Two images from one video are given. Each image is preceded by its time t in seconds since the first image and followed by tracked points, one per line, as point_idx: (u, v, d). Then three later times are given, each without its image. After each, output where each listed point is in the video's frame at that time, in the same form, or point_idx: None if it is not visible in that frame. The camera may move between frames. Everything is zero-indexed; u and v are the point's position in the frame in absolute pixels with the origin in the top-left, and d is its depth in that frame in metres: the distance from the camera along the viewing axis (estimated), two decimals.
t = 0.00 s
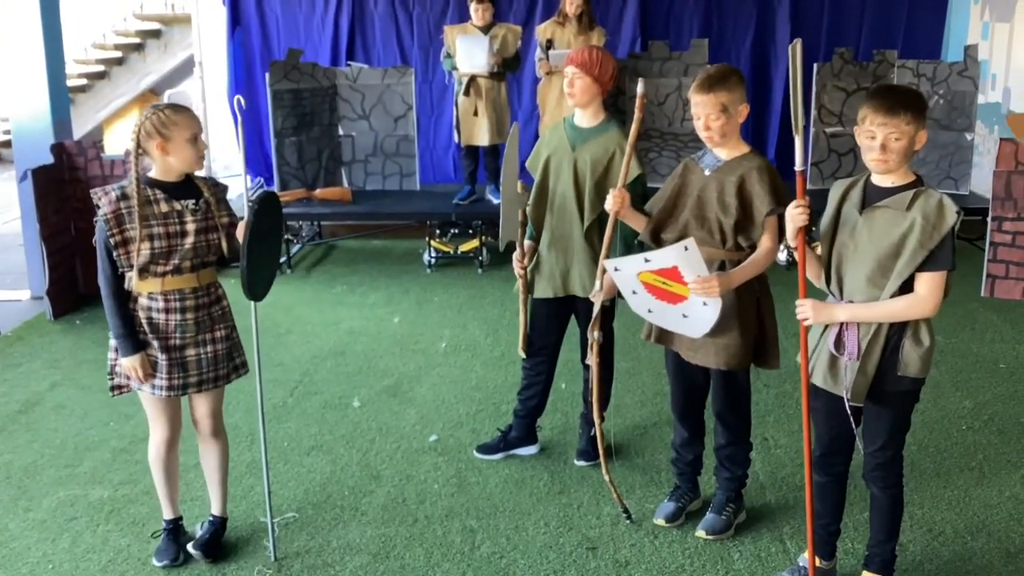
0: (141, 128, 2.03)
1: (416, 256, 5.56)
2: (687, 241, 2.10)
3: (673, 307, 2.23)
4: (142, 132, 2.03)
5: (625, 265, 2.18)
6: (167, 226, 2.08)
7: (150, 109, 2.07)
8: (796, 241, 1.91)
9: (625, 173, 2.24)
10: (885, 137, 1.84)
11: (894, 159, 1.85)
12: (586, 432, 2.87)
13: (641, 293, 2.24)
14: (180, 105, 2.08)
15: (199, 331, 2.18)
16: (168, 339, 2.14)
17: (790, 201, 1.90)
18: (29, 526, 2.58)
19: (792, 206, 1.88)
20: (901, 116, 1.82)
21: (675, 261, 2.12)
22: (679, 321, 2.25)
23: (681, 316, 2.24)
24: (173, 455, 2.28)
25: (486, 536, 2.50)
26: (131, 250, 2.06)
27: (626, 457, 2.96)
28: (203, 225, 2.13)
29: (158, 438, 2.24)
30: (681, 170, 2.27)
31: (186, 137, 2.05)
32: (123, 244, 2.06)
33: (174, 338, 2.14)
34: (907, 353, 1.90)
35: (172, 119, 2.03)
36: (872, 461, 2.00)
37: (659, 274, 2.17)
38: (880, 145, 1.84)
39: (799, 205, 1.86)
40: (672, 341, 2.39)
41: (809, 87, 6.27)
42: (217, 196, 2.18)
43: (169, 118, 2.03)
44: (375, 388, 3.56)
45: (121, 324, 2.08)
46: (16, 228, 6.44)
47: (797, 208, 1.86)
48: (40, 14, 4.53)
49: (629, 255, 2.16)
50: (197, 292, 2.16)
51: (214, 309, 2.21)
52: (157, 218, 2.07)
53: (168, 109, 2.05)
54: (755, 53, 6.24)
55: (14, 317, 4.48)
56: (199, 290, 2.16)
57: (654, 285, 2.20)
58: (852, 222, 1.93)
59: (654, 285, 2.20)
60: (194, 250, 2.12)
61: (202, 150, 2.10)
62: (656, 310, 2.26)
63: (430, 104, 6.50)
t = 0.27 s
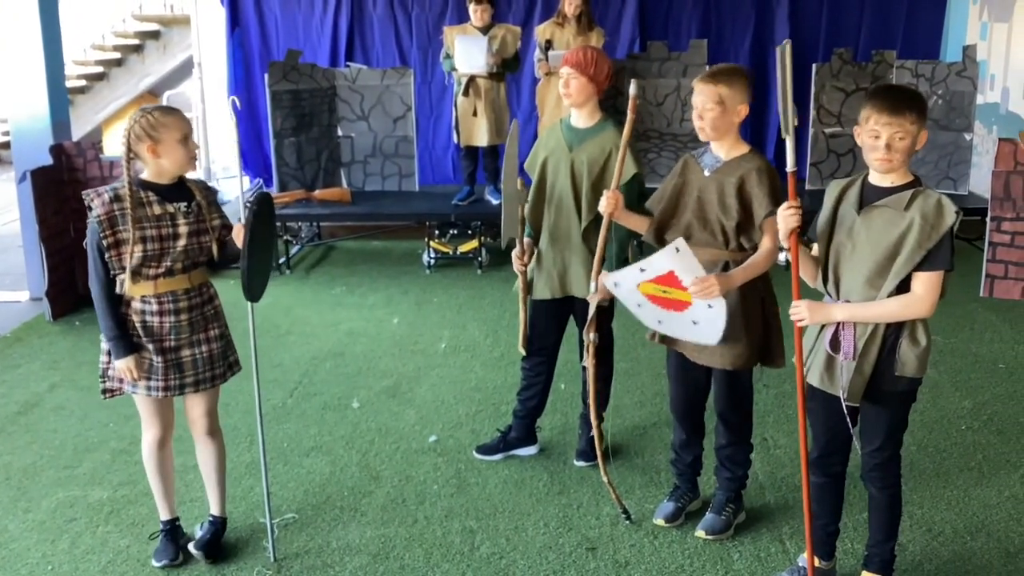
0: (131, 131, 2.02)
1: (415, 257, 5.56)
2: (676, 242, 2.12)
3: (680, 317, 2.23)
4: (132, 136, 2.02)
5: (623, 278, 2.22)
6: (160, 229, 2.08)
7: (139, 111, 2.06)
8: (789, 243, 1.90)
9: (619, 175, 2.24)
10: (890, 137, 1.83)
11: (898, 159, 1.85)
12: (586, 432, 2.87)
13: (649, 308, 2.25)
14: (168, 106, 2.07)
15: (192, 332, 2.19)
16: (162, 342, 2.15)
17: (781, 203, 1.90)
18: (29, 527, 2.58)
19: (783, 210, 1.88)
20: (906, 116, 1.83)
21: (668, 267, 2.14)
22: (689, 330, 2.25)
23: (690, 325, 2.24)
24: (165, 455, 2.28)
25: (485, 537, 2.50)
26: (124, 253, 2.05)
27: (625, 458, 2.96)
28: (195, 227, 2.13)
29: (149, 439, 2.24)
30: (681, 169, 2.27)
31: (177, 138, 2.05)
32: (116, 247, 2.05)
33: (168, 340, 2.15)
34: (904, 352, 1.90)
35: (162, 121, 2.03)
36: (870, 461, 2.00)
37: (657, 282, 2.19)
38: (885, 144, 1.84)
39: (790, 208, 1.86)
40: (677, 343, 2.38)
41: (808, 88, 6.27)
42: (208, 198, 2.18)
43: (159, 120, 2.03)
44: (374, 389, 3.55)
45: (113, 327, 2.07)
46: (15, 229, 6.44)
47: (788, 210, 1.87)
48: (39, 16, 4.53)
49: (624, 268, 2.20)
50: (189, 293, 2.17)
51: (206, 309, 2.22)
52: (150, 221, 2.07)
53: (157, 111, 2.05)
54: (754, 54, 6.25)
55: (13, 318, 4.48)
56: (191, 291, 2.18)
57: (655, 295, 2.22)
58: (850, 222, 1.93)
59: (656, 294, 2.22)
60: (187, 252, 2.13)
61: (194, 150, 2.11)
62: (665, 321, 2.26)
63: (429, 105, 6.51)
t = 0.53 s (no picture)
0: (122, 132, 2.03)
1: (415, 258, 5.56)
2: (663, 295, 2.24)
3: (719, 369, 2.19)
4: (123, 135, 2.03)
5: (644, 363, 2.27)
6: (156, 229, 2.08)
7: (129, 112, 2.07)
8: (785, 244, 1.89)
9: (614, 176, 2.23)
10: (885, 139, 1.84)
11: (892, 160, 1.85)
12: (586, 433, 2.87)
13: (685, 378, 2.23)
14: (159, 107, 2.09)
15: (192, 331, 2.19)
16: (163, 342, 2.15)
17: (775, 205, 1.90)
18: (29, 528, 2.58)
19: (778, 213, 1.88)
20: (902, 118, 1.83)
21: (670, 321, 2.23)
22: (733, 380, 2.19)
23: (732, 373, 2.19)
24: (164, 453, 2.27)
25: (485, 537, 2.50)
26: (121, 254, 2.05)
27: (625, 458, 2.95)
28: (190, 226, 2.13)
29: (149, 438, 2.23)
30: (679, 170, 2.27)
31: (168, 137, 2.05)
32: (112, 248, 2.05)
33: (168, 340, 2.15)
34: (905, 353, 1.90)
35: (153, 120, 2.04)
36: (871, 461, 2.00)
37: (674, 344, 2.23)
38: (880, 145, 1.84)
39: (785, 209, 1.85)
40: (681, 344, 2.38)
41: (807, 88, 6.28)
42: (201, 197, 2.19)
43: (150, 119, 2.04)
44: (374, 390, 3.55)
45: (109, 329, 2.06)
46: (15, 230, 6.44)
47: (782, 213, 1.86)
48: (38, 16, 4.53)
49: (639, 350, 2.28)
50: (188, 292, 2.18)
51: (205, 309, 2.23)
52: (145, 221, 2.06)
53: (147, 110, 2.06)
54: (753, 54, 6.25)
55: (12, 318, 4.48)
56: (189, 291, 2.18)
57: (680, 360, 2.23)
58: (848, 224, 1.93)
59: (681, 357, 2.23)
60: (184, 252, 2.13)
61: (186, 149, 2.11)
62: (711, 387, 2.21)
63: (429, 106, 6.51)
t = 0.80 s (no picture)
0: (117, 132, 2.03)
1: (414, 258, 5.56)
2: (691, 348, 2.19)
3: (761, 377, 2.24)
4: (118, 136, 2.03)
5: (701, 414, 2.22)
6: (152, 228, 2.08)
7: (125, 112, 2.07)
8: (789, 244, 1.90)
9: (613, 175, 2.23)
10: (862, 142, 1.84)
11: (868, 162, 1.84)
12: (586, 433, 2.88)
13: (739, 404, 2.23)
14: (154, 107, 2.09)
15: (191, 330, 2.20)
16: (162, 342, 2.15)
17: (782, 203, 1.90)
18: (29, 528, 2.58)
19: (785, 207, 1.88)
20: (879, 122, 1.83)
21: (707, 368, 2.19)
22: (772, 379, 2.26)
23: (769, 374, 2.25)
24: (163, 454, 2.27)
25: (485, 537, 2.50)
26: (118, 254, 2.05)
27: (624, 459, 2.96)
28: (186, 225, 2.14)
29: (149, 438, 2.23)
30: (672, 170, 2.27)
31: (163, 137, 2.05)
32: (109, 249, 2.05)
33: (167, 340, 2.15)
34: (912, 354, 1.91)
35: (148, 120, 2.04)
36: (873, 461, 2.00)
37: (719, 385, 2.21)
38: (857, 149, 1.84)
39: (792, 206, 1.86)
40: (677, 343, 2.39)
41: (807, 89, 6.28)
42: (197, 196, 2.20)
43: (144, 120, 2.04)
44: (373, 390, 3.55)
45: (108, 330, 2.06)
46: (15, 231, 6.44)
47: (787, 211, 1.87)
48: (38, 17, 4.53)
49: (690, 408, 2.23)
50: (186, 292, 2.18)
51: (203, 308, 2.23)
52: (142, 221, 2.07)
53: (142, 111, 2.06)
54: (753, 55, 6.26)
55: (12, 319, 4.48)
56: (187, 290, 2.18)
57: (730, 394, 2.22)
58: (840, 230, 1.93)
59: (729, 392, 2.21)
60: (181, 251, 2.13)
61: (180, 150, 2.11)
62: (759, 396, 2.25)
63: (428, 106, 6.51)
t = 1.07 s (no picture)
0: (116, 133, 2.03)
1: (414, 258, 5.56)
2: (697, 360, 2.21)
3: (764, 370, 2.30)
4: (117, 136, 2.03)
5: (714, 418, 2.25)
6: (151, 228, 2.08)
7: (123, 112, 2.07)
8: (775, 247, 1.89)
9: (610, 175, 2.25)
10: (869, 141, 1.84)
11: (877, 162, 1.85)
12: (586, 433, 2.88)
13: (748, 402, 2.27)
14: (152, 107, 2.08)
15: (191, 329, 2.20)
16: (163, 341, 2.15)
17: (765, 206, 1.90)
18: (29, 528, 2.58)
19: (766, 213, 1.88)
20: (885, 121, 1.83)
21: (715, 377, 2.21)
22: (775, 371, 2.32)
23: (773, 366, 2.31)
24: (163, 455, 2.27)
25: (485, 538, 2.50)
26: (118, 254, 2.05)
27: (624, 459, 2.96)
28: (185, 224, 2.14)
29: (149, 437, 2.23)
30: (668, 170, 2.27)
31: (161, 137, 2.05)
32: (109, 249, 2.05)
33: (169, 339, 2.15)
34: (908, 353, 1.90)
35: (147, 121, 2.04)
36: (873, 461, 2.00)
37: (728, 389, 2.23)
38: (863, 148, 1.85)
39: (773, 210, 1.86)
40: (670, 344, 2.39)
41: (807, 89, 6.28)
42: (195, 195, 2.20)
43: (143, 120, 2.03)
44: (373, 390, 3.55)
45: (108, 329, 2.07)
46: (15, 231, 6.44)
47: (770, 215, 1.87)
48: (39, 17, 4.53)
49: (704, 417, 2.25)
50: (185, 291, 2.18)
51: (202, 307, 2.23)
52: (141, 220, 2.07)
53: (141, 111, 2.06)
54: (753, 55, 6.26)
55: (13, 319, 4.48)
56: (187, 289, 2.19)
57: (738, 395, 2.25)
58: (842, 228, 1.94)
59: (738, 394, 2.25)
60: (180, 250, 2.13)
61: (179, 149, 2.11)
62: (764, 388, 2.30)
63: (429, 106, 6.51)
